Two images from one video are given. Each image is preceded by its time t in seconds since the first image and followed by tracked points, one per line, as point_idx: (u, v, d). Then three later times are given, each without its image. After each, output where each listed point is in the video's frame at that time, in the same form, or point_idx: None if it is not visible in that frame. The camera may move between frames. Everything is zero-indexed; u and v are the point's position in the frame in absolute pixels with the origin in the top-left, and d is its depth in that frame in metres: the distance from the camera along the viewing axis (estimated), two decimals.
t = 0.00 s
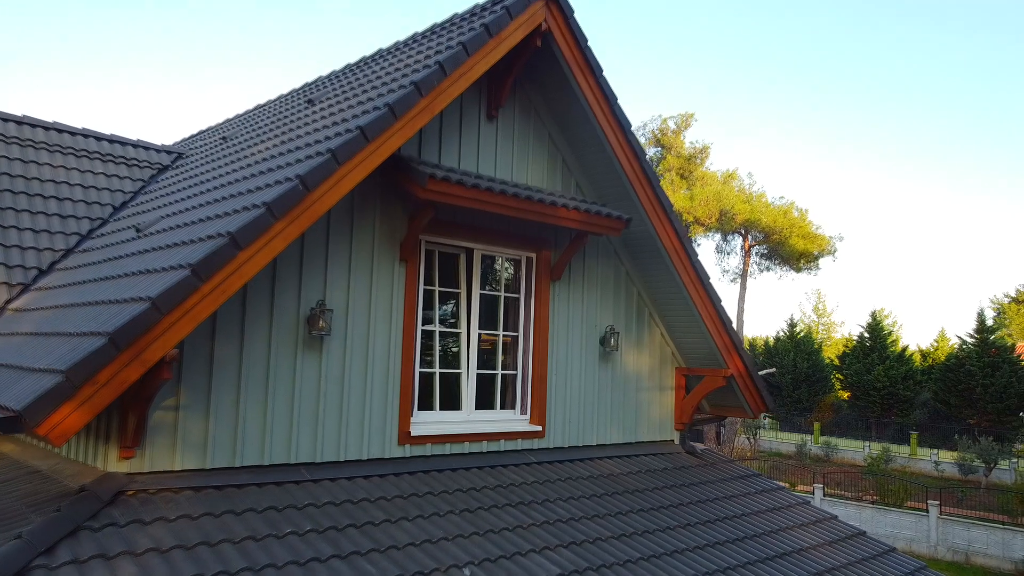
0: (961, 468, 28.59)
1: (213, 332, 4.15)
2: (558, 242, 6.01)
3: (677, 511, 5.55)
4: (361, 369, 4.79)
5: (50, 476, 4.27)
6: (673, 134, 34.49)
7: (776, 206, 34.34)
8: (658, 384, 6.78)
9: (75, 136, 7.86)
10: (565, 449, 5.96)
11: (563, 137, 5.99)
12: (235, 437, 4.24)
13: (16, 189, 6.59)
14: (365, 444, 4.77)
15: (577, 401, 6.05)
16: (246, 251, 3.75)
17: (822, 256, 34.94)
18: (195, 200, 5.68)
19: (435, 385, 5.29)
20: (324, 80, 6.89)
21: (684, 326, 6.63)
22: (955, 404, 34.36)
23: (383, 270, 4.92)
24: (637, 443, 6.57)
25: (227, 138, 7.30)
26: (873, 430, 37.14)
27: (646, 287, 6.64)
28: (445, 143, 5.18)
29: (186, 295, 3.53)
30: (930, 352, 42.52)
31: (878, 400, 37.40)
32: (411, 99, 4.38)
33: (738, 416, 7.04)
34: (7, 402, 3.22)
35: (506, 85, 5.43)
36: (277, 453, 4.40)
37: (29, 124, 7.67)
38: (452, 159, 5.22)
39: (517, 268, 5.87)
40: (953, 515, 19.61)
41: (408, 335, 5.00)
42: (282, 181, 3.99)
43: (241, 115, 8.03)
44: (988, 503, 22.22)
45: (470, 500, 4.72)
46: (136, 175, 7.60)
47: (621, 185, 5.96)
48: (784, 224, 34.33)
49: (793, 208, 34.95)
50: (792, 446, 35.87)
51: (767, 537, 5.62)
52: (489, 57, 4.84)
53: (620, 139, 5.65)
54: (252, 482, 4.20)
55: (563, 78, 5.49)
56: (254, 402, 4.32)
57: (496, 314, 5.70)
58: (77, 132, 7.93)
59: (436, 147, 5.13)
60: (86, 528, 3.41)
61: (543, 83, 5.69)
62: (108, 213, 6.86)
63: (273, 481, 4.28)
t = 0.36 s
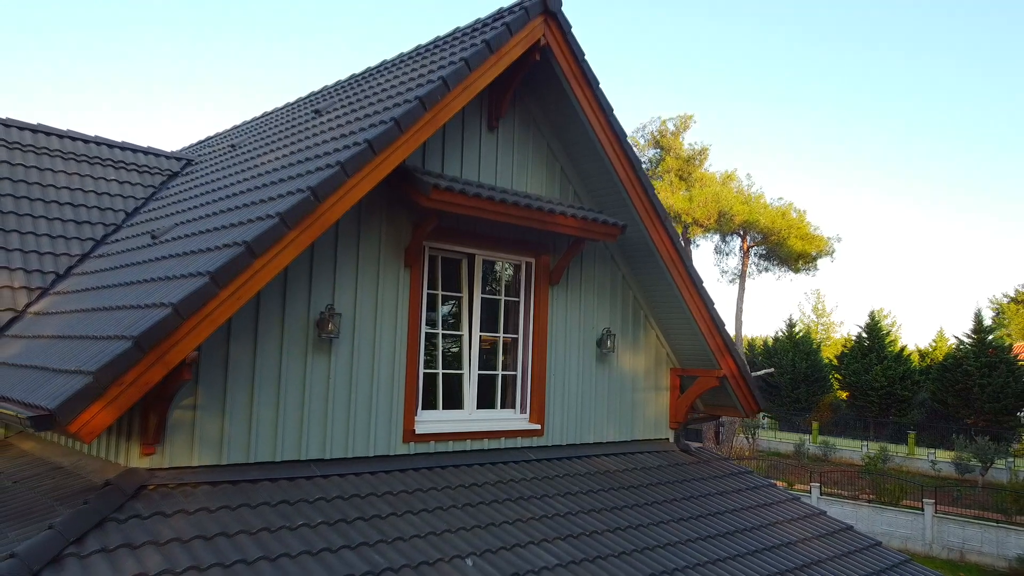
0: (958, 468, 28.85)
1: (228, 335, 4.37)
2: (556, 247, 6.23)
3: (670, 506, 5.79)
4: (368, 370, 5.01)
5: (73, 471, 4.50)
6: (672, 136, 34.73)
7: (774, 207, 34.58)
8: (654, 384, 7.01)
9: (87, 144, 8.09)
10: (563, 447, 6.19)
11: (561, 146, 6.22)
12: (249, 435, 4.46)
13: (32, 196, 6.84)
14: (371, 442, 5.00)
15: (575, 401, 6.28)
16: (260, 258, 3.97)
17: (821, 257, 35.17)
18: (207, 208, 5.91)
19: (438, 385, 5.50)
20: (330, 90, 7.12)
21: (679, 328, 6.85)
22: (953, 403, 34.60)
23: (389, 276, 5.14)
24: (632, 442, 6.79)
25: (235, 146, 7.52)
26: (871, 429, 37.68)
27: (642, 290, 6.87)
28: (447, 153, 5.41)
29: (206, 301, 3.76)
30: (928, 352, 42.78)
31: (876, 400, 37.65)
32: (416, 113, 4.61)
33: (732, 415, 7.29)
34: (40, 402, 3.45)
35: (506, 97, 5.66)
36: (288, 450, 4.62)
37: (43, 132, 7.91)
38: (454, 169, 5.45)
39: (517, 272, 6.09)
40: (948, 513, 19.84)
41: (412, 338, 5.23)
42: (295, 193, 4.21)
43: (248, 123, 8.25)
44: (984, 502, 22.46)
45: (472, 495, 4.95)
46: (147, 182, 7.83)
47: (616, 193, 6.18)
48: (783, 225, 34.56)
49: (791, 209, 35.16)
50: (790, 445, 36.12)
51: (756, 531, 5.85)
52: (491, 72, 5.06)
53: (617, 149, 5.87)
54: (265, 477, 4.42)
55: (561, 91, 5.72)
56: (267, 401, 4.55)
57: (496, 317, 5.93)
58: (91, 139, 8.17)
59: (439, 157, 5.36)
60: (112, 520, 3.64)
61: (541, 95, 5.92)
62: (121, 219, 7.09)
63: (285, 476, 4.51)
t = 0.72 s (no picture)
0: (954, 467, 29.09)
1: (242, 338, 4.60)
2: (555, 252, 6.45)
3: (664, 501, 6.02)
4: (374, 370, 5.24)
5: (95, 466, 4.72)
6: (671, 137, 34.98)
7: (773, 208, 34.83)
8: (649, 383, 7.24)
9: (100, 150, 8.33)
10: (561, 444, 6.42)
11: (559, 155, 6.45)
12: (262, 432, 4.69)
13: (48, 202, 7.08)
14: (378, 439, 5.22)
15: (573, 400, 6.51)
16: (274, 265, 4.20)
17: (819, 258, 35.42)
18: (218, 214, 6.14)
19: (441, 386, 5.75)
20: (336, 99, 7.35)
21: (673, 330, 7.09)
22: (950, 403, 34.84)
23: (394, 280, 5.37)
24: (629, 439, 7.02)
25: (244, 152, 7.75)
26: (869, 429, 37.97)
27: (638, 293, 7.10)
28: (450, 162, 5.64)
29: (223, 306, 3.98)
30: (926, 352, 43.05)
31: (874, 400, 37.92)
32: (420, 126, 4.84)
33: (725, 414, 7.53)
34: (71, 400, 3.69)
35: (506, 109, 5.88)
36: (299, 447, 4.85)
37: (57, 139, 8.15)
38: (457, 178, 5.68)
39: (517, 276, 6.31)
40: (943, 511, 20.09)
41: (417, 339, 5.46)
42: (306, 203, 4.44)
43: (256, 129, 8.48)
44: (979, 500, 22.71)
45: (474, 490, 5.18)
46: (158, 187, 8.07)
47: (613, 199, 6.41)
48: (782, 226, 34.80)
49: (790, 210, 35.40)
50: (788, 444, 36.38)
51: (747, 525, 6.09)
52: (492, 85, 5.29)
53: (613, 158, 6.10)
54: (277, 472, 4.65)
55: (560, 101, 5.95)
56: (279, 400, 4.77)
57: (497, 319, 6.15)
58: (103, 146, 8.41)
59: (442, 166, 5.58)
60: (136, 511, 3.87)
61: (541, 105, 6.15)
62: (134, 224, 7.33)
63: (296, 471, 4.74)
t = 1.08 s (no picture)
0: (951, 466, 29.36)
1: (256, 340, 4.83)
2: (554, 256, 6.69)
3: (659, 496, 6.26)
4: (381, 370, 5.48)
5: (116, 462, 4.96)
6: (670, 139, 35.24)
7: (772, 209, 35.10)
8: (646, 383, 7.48)
9: (112, 157, 8.57)
10: (560, 441, 6.66)
11: (558, 162, 6.68)
12: (274, 430, 4.92)
13: (64, 208, 7.32)
14: (384, 436, 5.46)
15: (571, 399, 6.74)
16: (288, 271, 4.44)
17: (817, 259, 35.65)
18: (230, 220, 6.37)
19: (444, 386, 5.99)
20: (343, 108, 7.59)
21: (669, 331, 7.32)
22: (948, 403, 35.05)
23: (399, 284, 5.61)
24: (626, 437, 7.26)
25: (252, 159, 7.99)
26: (867, 429, 38.00)
27: (634, 296, 7.33)
28: (453, 171, 5.88)
29: (240, 309, 4.22)
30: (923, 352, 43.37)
31: (871, 400, 38.20)
32: (425, 137, 5.07)
33: (719, 412, 7.78)
34: (98, 399, 3.94)
35: (506, 120, 6.12)
36: (309, 443, 5.08)
37: (71, 146, 8.39)
38: (459, 185, 5.91)
39: (517, 280, 6.55)
40: (938, 509, 20.35)
41: (421, 340, 5.69)
42: (317, 211, 4.68)
43: (264, 136, 8.72)
44: (974, 498, 22.95)
45: (476, 485, 5.42)
46: (169, 192, 8.30)
47: (609, 206, 6.64)
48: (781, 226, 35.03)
49: (788, 211, 35.65)
50: (786, 443, 36.66)
51: (739, 519, 6.33)
52: (493, 97, 5.53)
53: (610, 166, 6.33)
54: (289, 468, 4.88)
55: (558, 112, 6.19)
56: (290, 399, 5.00)
57: (498, 321, 6.39)
58: (116, 153, 8.65)
59: (445, 174, 5.82)
60: (158, 504, 4.10)
61: (540, 115, 6.38)
62: (146, 228, 7.57)
63: (307, 467, 4.97)
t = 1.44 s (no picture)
0: (948, 465, 29.60)
1: (269, 341, 5.06)
2: (553, 260, 6.93)
3: (655, 491, 6.51)
4: (388, 370, 5.72)
5: (135, 457, 5.20)
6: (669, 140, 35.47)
7: (770, 210, 35.34)
8: (642, 382, 7.72)
9: (125, 163, 8.81)
10: (559, 439, 6.90)
11: (557, 170, 6.92)
12: (286, 426, 5.16)
13: (79, 213, 7.57)
14: (391, 433, 5.70)
15: (570, 397, 6.98)
16: (301, 276, 4.68)
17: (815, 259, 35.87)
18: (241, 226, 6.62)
19: (448, 385, 6.23)
20: (349, 116, 7.83)
21: (665, 332, 7.56)
22: (946, 403, 35.12)
23: (405, 288, 5.85)
24: (623, 434, 7.50)
25: (261, 165, 8.22)
26: (865, 428, 38.14)
27: (631, 298, 7.58)
28: (456, 179, 6.12)
29: (255, 313, 4.46)
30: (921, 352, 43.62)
31: (869, 399, 38.45)
32: (430, 147, 5.31)
33: (714, 411, 8.03)
34: (124, 397, 4.19)
35: (507, 129, 6.36)
36: (320, 440, 5.32)
37: (86, 152, 8.63)
38: (462, 193, 6.16)
39: (518, 283, 6.79)
40: (934, 507, 20.59)
41: (426, 341, 5.94)
42: (328, 219, 4.92)
43: (272, 143, 8.95)
44: (970, 496, 23.19)
45: (479, 480, 5.67)
46: (179, 197, 8.55)
47: (607, 212, 6.88)
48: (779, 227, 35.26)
49: (787, 212, 35.89)
50: (785, 442, 36.91)
51: (731, 513, 6.58)
52: (495, 108, 5.77)
53: (607, 173, 6.57)
54: (301, 463, 5.13)
55: (558, 121, 6.43)
56: (301, 397, 5.24)
57: (499, 323, 6.63)
58: (127, 159, 8.90)
59: (449, 182, 6.06)
60: (179, 496, 4.34)
61: (540, 124, 6.62)
62: (159, 233, 7.81)
63: (318, 462, 5.21)
